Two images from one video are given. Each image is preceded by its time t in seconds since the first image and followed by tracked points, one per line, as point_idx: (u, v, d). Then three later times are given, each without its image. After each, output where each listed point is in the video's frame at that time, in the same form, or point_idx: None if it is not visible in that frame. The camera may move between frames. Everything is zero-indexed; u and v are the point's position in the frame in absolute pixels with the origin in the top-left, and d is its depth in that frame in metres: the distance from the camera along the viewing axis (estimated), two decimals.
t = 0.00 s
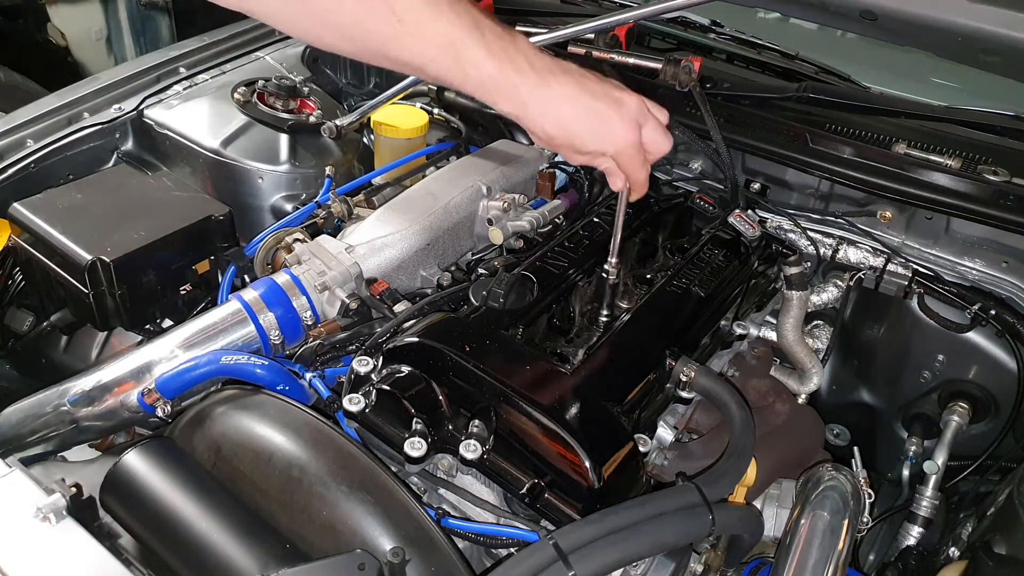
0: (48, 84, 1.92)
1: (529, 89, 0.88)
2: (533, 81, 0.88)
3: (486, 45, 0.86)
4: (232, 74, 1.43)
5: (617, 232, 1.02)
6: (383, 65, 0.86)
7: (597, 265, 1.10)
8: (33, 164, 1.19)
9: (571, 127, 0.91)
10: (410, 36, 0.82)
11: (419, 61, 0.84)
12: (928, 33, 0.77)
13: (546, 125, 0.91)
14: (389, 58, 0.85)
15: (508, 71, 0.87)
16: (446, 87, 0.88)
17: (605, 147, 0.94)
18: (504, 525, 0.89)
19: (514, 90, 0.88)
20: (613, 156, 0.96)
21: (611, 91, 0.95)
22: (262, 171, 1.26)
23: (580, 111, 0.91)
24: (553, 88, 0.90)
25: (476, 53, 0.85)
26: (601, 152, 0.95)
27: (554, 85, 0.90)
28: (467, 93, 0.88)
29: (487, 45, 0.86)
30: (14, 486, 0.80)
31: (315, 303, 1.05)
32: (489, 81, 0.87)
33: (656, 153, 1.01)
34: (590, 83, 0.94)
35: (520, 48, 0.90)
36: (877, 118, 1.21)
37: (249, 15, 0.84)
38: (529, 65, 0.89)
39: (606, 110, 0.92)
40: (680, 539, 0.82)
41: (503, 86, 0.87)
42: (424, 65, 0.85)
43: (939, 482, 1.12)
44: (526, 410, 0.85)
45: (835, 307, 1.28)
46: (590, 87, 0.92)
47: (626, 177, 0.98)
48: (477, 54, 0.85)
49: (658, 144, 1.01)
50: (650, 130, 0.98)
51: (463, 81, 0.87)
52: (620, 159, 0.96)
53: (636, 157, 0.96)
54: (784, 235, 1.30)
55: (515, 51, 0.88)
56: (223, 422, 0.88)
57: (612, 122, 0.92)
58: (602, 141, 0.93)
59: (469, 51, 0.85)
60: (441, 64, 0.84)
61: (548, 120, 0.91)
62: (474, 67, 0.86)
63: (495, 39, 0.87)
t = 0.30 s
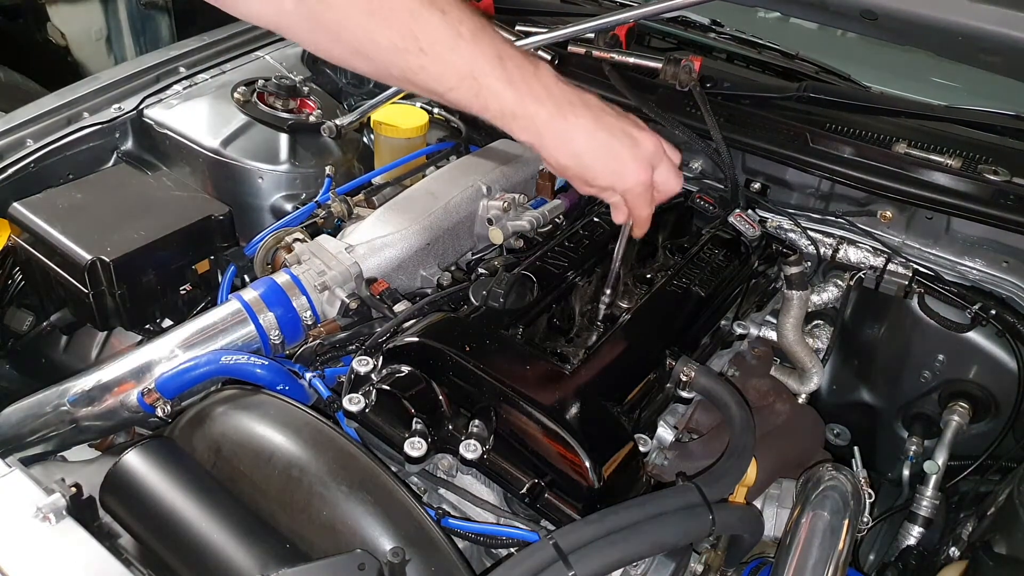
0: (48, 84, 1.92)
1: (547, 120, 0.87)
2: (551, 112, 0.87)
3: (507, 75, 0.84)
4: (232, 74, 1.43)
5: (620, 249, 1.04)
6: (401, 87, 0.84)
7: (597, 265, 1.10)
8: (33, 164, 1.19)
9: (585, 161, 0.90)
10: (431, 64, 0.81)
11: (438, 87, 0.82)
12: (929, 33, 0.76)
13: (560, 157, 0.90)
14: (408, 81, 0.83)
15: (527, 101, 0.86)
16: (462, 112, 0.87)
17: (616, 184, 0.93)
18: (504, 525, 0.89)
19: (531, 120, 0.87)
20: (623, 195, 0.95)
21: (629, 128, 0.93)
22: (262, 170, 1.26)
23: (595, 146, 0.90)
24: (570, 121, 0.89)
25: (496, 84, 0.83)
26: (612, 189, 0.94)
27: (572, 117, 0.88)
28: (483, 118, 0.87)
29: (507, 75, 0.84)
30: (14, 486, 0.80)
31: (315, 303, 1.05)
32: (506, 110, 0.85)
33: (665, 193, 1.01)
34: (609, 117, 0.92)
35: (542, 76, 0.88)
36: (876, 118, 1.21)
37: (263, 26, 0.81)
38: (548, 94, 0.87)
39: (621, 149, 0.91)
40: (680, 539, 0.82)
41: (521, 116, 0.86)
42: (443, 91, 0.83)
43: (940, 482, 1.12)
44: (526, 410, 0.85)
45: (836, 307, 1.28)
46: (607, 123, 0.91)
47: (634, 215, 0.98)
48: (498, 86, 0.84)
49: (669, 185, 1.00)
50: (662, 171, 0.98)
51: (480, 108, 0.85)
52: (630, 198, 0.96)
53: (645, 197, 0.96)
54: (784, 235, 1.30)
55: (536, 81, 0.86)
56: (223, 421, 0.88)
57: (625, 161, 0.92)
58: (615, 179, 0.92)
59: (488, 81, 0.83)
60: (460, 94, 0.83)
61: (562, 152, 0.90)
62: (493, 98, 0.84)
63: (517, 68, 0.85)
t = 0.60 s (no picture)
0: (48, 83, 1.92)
1: (555, 143, 0.91)
2: (562, 135, 0.91)
3: (520, 97, 0.88)
4: (232, 74, 1.43)
5: (617, 263, 1.09)
6: (413, 105, 0.87)
7: (597, 264, 1.10)
8: (33, 164, 1.19)
9: (590, 185, 0.94)
10: (445, 86, 0.83)
11: (451, 107, 0.85)
12: (930, 33, 0.76)
13: (566, 178, 0.94)
14: (420, 99, 0.85)
15: (538, 124, 0.90)
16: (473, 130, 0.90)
17: (617, 212, 0.96)
18: (504, 524, 0.89)
19: (542, 142, 0.91)
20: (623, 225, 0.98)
21: (633, 160, 0.97)
22: (262, 170, 1.26)
23: (600, 174, 0.94)
24: (577, 146, 0.93)
25: (509, 106, 0.87)
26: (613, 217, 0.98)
27: (580, 143, 0.93)
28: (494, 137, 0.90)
29: (521, 97, 0.88)
30: (14, 486, 0.80)
31: (315, 302, 1.05)
32: (517, 131, 0.89)
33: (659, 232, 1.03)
34: (615, 147, 0.97)
35: (554, 100, 0.92)
36: (877, 118, 1.21)
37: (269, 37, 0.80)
38: (559, 118, 0.91)
39: (625, 179, 0.95)
40: (680, 539, 0.82)
41: (532, 137, 0.90)
42: (455, 111, 0.86)
43: (940, 481, 1.11)
44: (526, 410, 0.85)
45: (836, 307, 1.28)
46: (613, 152, 0.95)
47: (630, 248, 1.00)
48: (511, 108, 0.87)
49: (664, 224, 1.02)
50: (662, 209, 1.01)
51: (492, 128, 0.89)
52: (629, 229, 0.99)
53: (646, 229, 0.98)
54: (784, 235, 1.30)
55: (548, 105, 0.91)
56: (223, 421, 0.88)
57: (628, 190, 0.96)
58: (617, 208, 0.96)
59: (501, 103, 0.86)
60: (471, 114, 0.86)
61: (568, 176, 0.94)
62: (505, 120, 0.88)
63: (530, 92, 0.89)
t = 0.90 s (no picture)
0: (48, 83, 1.92)
1: (564, 149, 0.91)
2: (569, 141, 0.91)
3: (528, 104, 0.87)
4: (232, 74, 1.43)
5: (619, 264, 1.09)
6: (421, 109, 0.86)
7: (597, 264, 1.10)
8: (33, 164, 1.19)
9: (598, 190, 0.94)
10: (454, 92, 0.83)
11: (459, 114, 0.85)
12: (932, 33, 0.76)
13: (575, 185, 0.94)
14: (428, 105, 0.85)
15: (546, 130, 0.89)
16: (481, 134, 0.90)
17: (627, 214, 0.97)
18: (504, 524, 0.89)
19: (550, 148, 0.91)
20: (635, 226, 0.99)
21: (642, 163, 0.98)
22: (262, 170, 1.26)
23: (611, 179, 0.94)
24: (587, 152, 0.92)
25: (517, 113, 0.87)
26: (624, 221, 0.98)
27: (589, 148, 0.92)
28: (502, 143, 0.90)
29: (529, 104, 0.87)
30: (14, 486, 0.80)
31: (315, 302, 1.05)
32: (525, 138, 0.89)
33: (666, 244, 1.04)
34: (623, 151, 0.96)
35: (561, 107, 0.91)
36: (877, 118, 1.21)
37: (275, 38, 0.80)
38: (567, 123, 0.91)
39: (635, 183, 0.96)
40: (680, 539, 0.82)
41: (539, 144, 0.90)
42: (464, 117, 0.86)
43: (940, 481, 1.11)
44: (526, 410, 0.85)
45: (836, 306, 1.28)
46: (622, 156, 0.95)
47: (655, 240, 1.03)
48: (519, 115, 0.87)
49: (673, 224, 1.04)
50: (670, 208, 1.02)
51: (500, 133, 0.89)
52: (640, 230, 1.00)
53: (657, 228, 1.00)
54: (784, 235, 1.30)
55: (555, 111, 0.90)
56: (223, 421, 0.88)
57: (637, 193, 0.96)
58: (629, 211, 0.96)
59: (509, 109, 0.86)
60: (480, 119, 0.86)
61: (578, 181, 0.94)
62: (512, 125, 0.88)
63: (539, 98, 0.88)
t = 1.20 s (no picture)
0: (48, 83, 1.92)
1: (568, 152, 0.90)
2: (572, 145, 0.90)
3: (530, 108, 0.87)
4: (232, 74, 1.43)
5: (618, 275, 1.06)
6: (422, 114, 0.86)
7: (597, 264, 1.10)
8: (33, 164, 1.19)
9: (599, 195, 0.93)
10: (456, 95, 0.83)
11: (461, 117, 0.85)
12: (932, 33, 0.76)
13: (577, 188, 0.92)
14: (430, 108, 0.85)
15: (550, 134, 0.88)
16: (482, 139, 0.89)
17: (625, 222, 0.96)
18: (504, 524, 0.89)
19: (553, 151, 0.89)
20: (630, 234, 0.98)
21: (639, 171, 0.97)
22: (262, 170, 1.26)
23: (610, 184, 0.93)
24: (589, 156, 0.91)
25: (521, 116, 0.86)
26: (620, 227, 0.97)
27: (592, 151, 0.91)
28: (503, 146, 0.90)
29: (532, 107, 0.87)
30: (14, 486, 0.80)
31: (315, 302, 1.05)
32: (528, 141, 0.88)
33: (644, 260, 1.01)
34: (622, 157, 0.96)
35: (563, 111, 0.90)
36: (876, 118, 1.21)
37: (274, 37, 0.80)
38: (569, 127, 0.90)
39: (634, 189, 0.95)
40: (680, 538, 0.82)
41: (542, 148, 0.88)
42: (466, 120, 0.85)
43: (940, 481, 1.11)
44: (526, 410, 0.85)
45: (836, 306, 1.29)
46: (622, 163, 0.95)
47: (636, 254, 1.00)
48: (522, 118, 0.86)
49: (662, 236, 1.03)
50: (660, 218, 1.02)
51: (502, 137, 0.88)
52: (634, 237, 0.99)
53: (651, 237, 0.99)
54: (784, 235, 1.30)
55: (559, 115, 0.89)
56: (223, 421, 0.88)
57: (635, 201, 0.95)
58: (625, 217, 0.95)
59: (511, 112, 0.85)
60: (482, 122, 0.85)
61: (579, 186, 0.92)
62: (515, 129, 0.87)
63: (541, 102, 0.88)
